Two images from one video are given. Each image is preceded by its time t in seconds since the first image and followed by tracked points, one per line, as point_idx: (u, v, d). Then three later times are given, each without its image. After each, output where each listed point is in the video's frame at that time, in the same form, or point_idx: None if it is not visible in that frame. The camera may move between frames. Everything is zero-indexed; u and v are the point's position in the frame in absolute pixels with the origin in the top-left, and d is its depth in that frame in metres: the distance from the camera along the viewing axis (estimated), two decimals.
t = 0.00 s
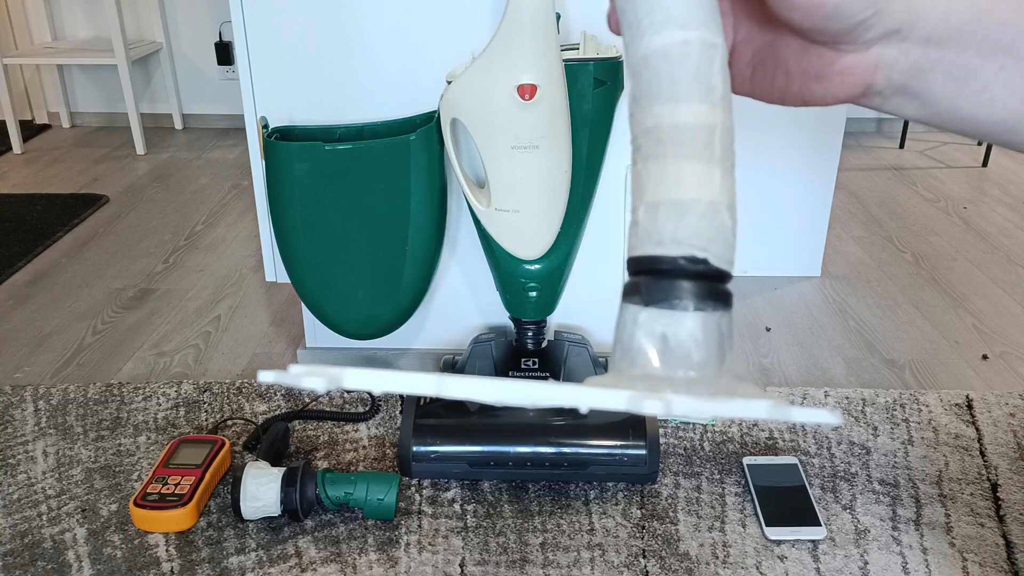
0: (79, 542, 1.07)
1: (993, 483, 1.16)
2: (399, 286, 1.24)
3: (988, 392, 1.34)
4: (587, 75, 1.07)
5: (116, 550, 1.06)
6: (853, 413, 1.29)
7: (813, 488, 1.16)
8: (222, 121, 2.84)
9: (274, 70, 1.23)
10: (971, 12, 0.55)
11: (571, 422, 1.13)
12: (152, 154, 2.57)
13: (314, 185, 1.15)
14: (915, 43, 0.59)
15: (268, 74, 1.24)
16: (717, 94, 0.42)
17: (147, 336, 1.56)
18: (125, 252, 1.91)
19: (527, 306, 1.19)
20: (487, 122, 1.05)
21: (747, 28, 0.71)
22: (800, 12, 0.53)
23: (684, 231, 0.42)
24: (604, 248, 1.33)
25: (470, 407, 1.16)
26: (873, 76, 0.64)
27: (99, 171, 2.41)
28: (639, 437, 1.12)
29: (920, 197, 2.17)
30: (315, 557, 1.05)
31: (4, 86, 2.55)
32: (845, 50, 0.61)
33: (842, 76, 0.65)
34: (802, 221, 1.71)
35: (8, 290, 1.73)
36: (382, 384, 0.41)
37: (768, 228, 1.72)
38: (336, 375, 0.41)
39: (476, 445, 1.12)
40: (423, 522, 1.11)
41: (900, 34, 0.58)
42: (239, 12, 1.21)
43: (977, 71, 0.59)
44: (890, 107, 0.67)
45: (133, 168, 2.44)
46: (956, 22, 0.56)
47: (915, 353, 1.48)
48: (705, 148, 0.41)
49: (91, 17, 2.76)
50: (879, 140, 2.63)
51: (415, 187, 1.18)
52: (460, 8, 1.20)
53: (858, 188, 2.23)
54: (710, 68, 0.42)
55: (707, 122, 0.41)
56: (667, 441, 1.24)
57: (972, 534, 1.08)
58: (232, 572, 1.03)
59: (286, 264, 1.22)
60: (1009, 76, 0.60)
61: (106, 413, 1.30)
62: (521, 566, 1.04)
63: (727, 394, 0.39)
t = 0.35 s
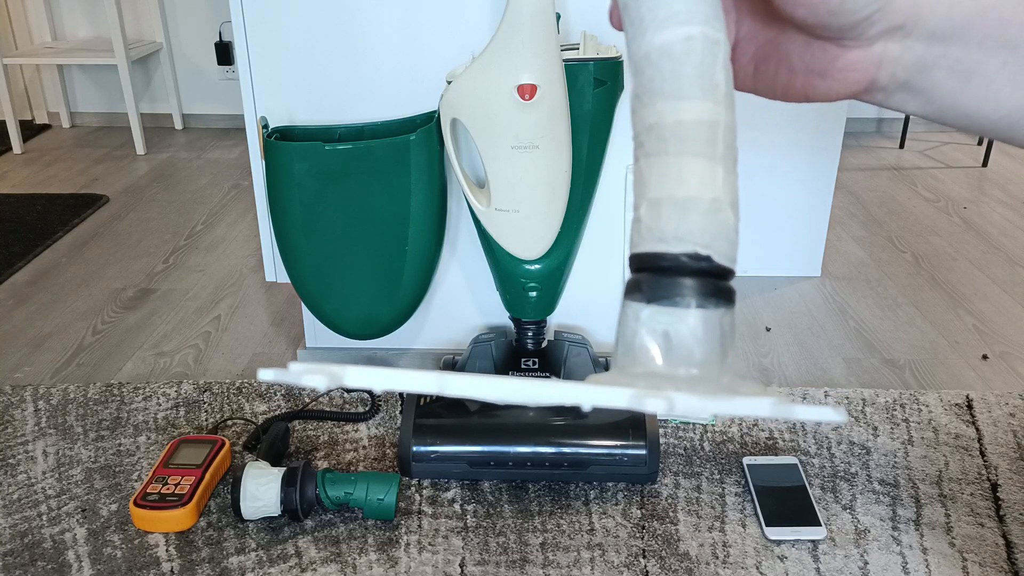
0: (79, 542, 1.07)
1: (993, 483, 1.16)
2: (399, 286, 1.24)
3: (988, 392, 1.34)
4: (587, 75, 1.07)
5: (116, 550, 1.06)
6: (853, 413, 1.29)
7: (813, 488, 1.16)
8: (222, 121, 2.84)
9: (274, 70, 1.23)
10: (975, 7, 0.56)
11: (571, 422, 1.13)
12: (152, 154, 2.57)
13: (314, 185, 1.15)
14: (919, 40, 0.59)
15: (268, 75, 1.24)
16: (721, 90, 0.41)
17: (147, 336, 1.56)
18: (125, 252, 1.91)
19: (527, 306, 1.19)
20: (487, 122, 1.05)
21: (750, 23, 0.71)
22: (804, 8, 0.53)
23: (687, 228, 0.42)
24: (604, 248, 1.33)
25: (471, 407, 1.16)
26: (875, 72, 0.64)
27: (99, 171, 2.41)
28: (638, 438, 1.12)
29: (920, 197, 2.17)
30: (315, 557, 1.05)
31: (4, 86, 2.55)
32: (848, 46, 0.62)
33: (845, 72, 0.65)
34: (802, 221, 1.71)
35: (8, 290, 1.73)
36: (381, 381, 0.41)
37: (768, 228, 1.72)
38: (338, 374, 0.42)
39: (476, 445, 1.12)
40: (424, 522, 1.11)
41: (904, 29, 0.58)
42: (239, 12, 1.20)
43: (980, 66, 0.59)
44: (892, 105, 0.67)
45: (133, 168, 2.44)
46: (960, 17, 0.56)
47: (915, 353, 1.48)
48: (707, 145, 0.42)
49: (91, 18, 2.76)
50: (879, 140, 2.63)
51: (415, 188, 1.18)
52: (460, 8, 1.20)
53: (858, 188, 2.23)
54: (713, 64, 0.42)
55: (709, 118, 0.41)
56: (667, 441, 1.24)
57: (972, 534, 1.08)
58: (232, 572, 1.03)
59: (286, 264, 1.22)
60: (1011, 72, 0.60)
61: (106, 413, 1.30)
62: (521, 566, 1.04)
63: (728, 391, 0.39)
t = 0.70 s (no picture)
0: (79, 542, 1.07)
1: (993, 483, 1.16)
2: (399, 286, 1.24)
3: (988, 392, 1.34)
4: (587, 75, 1.07)
5: (116, 550, 1.06)
6: (853, 413, 1.29)
7: (813, 488, 1.16)
8: (222, 121, 2.84)
9: (274, 70, 1.23)
10: None
11: (571, 423, 1.13)
12: (152, 154, 2.57)
13: (314, 186, 1.15)
14: (923, 26, 0.58)
15: (269, 75, 1.24)
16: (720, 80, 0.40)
17: (147, 336, 1.56)
18: (125, 252, 1.91)
19: (527, 306, 1.19)
20: (487, 122, 1.05)
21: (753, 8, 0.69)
22: (807, 0, 0.53)
23: (682, 222, 0.41)
24: (604, 248, 1.33)
25: (471, 407, 1.16)
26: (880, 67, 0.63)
27: (99, 171, 2.41)
28: (639, 438, 1.12)
29: (920, 197, 2.17)
30: (315, 557, 1.05)
31: (4, 86, 2.55)
32: (852, 34, 0.61)
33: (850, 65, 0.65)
34: (803, 220, 1.71)
35: (8, 290, 1.73)
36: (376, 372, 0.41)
37: (768, 228, 1.72)
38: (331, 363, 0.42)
39: (476, 446, 1.12)
40: (423, 522, 1.11)
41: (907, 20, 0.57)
42: (239, 12, 1.20)
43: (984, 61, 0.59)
44: (897, 95, 0.64)
45: (133, 168, 2.44)
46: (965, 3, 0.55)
47: (915, 353, 1.48)
48: (706, 136, 0.40)
49: (91, 18, 2.76)
50: (879, 139, 2.63)
51: (415, 188, 1.18)
52: (460, 8, 1.20)
53: (858, 188, 2.23)
54: (713, 50, 0.40)
55: (707, 110, 0.40)
56: (667, 440, 1.24)
57: (972, 534, 1.08)
58: (232, 572, 1.03)
59: (286, 264, 1.22)
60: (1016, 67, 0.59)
61: (106, 414, 1.30)
62: (521, 566, 1.04)
63: (719, 386, 0.40)
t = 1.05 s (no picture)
0: (79, 542, 1.07)
1: (993, 483, 1.16)
2: (399, 286, 1.24)
3: (988, 392, 1.34)
4: (587, 74, 1.07)
5: (116, 550, 1.06)
6: (853, 413, 1.29)
7: (813, 488, 1.16)
8: (222, 121, 2.84)
9: (274, 70, 1.23)
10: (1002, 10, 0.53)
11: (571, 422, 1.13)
12: (152, 154, 2.57)
13: (314, 185, 1.15)
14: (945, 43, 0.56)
15: (268, 74, 1.24)
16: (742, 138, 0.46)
17: (147, 336, 1.56)
18: (125, 252, 1.91)
19: (527, 306, 1.19)
20: (487, 122, 1.05)
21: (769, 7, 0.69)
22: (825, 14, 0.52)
23: (687, 268, 0.47)
24: (605, 248, 1.33)
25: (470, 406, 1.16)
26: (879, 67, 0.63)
27: (99, 171, 2.41)
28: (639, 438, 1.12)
29: (920, 197, 2.17)
30: (315, 557, 1.05)
31: (4, 86, 2.55)
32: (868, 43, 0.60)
33: (855, 64, 0.65)
34: (802, 220, 1.71)
35: (8, 290, 1.73)
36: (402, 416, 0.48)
37: (768, 227, 1.72)
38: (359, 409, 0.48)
39: (476, 445, 1.13)
40: (423, 522, 1.11)
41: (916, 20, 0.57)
42: (239, 12, 1.20)
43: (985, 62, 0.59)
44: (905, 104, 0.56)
45: (133, 168, 2.44)
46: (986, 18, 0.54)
47: (915, 353, 1.48)
48: (718, 189, 0.47)
49: (91, 18, 2.76)
50: (879, 139, 2.63)
51: (416, 189, 1.18)
52: (460, 9, 1.20)
53: (858, 188, 2.23)
54: (742, 107, 0.46)
55: (725, 164, 0.46)
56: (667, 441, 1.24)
57: (972, 534, 1.08)
58: (232, 572, 1.03)
59: (286, 264, 1.22)
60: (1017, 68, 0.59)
61: (106, 413, 1.30)
62: (521, 566, 1.04)
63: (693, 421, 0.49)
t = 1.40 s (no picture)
0: (79, 542, 1.07)
1: (993, 483, 1.16)
2: (399, 286, 1.24)
3: (988, 392, 1.34)
4: (587, 74, 1.07)
5: (116, 550, 1.06)
6: (853, 413, 1.29)
7: (813, 488, 1.16)
8: (222, 121, 2.84)
9: (274, 70, 1.23)
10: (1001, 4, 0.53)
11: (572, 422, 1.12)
12: (152, 154, 2.57)
13: (314, 185, 1.15)
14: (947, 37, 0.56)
15: (268, 75, 1.24)
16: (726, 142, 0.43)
17: (147, 336, 1.56)
18: (125, 252, 1.91)
19: (527, 306, 1.19)
20: (488, 122, 1.05)
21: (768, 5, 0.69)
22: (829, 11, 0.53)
23: (660, 271, 0.44)
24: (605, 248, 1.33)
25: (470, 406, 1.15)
26: (883, 59, 0.63)
27: (99, 171, 2.41)
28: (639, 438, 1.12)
29: (920, 197, 2.17)
30: (315, 557, 1.05)
31: (4, 86, 2.55)
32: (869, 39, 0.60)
33: (853, 60, 0.65)
34: (803, 219, 1.70)
35: (8, 290, 1.73)
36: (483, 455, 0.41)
37: (768, 227, 1.72)
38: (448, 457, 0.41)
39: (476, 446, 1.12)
40: (423, 522, 1.11)
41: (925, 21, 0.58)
42: (239, 12, 1.20)
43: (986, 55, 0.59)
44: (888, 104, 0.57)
45: (133, 168, 2.44)
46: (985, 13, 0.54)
47: (915, 353, 1.48)
48: (694, 194, 0.43)
49: (91, 18, 2.76)
50: (879, 139, 2.63)
51: (416, 189, 1.18)
52: (460, 9, 1.20)
53: (858, 188, 2.23)
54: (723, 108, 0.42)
55: (703, 164, 0.43)
56: (667, 440, 1.24)
57: (972, 534, 1.08)
58: (232, 572, 1.03)
59: (287, 264, 1.22)
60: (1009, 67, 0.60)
61: (106, 413, 1.30)
62: (521, 566, 1.04)
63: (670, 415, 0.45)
